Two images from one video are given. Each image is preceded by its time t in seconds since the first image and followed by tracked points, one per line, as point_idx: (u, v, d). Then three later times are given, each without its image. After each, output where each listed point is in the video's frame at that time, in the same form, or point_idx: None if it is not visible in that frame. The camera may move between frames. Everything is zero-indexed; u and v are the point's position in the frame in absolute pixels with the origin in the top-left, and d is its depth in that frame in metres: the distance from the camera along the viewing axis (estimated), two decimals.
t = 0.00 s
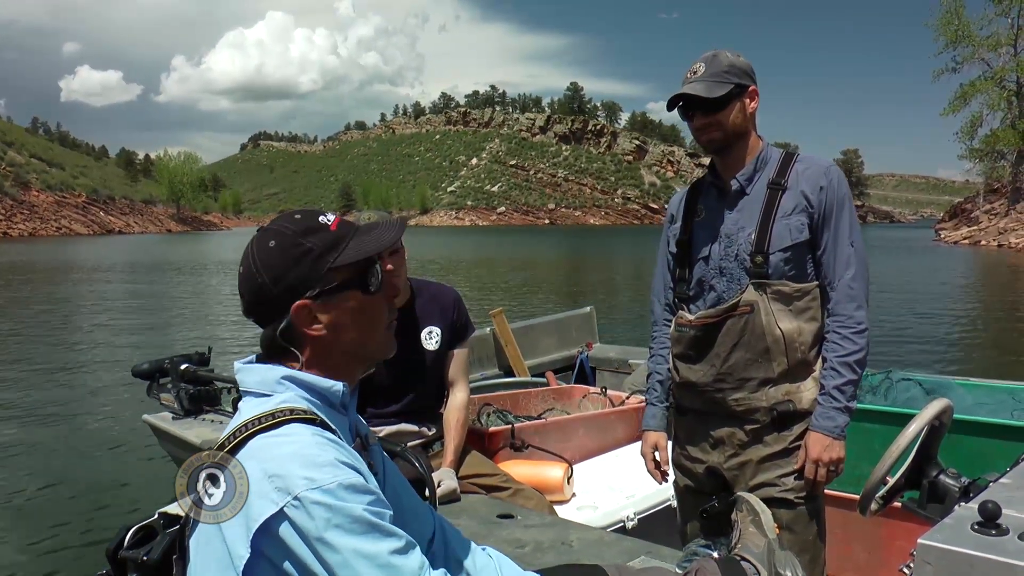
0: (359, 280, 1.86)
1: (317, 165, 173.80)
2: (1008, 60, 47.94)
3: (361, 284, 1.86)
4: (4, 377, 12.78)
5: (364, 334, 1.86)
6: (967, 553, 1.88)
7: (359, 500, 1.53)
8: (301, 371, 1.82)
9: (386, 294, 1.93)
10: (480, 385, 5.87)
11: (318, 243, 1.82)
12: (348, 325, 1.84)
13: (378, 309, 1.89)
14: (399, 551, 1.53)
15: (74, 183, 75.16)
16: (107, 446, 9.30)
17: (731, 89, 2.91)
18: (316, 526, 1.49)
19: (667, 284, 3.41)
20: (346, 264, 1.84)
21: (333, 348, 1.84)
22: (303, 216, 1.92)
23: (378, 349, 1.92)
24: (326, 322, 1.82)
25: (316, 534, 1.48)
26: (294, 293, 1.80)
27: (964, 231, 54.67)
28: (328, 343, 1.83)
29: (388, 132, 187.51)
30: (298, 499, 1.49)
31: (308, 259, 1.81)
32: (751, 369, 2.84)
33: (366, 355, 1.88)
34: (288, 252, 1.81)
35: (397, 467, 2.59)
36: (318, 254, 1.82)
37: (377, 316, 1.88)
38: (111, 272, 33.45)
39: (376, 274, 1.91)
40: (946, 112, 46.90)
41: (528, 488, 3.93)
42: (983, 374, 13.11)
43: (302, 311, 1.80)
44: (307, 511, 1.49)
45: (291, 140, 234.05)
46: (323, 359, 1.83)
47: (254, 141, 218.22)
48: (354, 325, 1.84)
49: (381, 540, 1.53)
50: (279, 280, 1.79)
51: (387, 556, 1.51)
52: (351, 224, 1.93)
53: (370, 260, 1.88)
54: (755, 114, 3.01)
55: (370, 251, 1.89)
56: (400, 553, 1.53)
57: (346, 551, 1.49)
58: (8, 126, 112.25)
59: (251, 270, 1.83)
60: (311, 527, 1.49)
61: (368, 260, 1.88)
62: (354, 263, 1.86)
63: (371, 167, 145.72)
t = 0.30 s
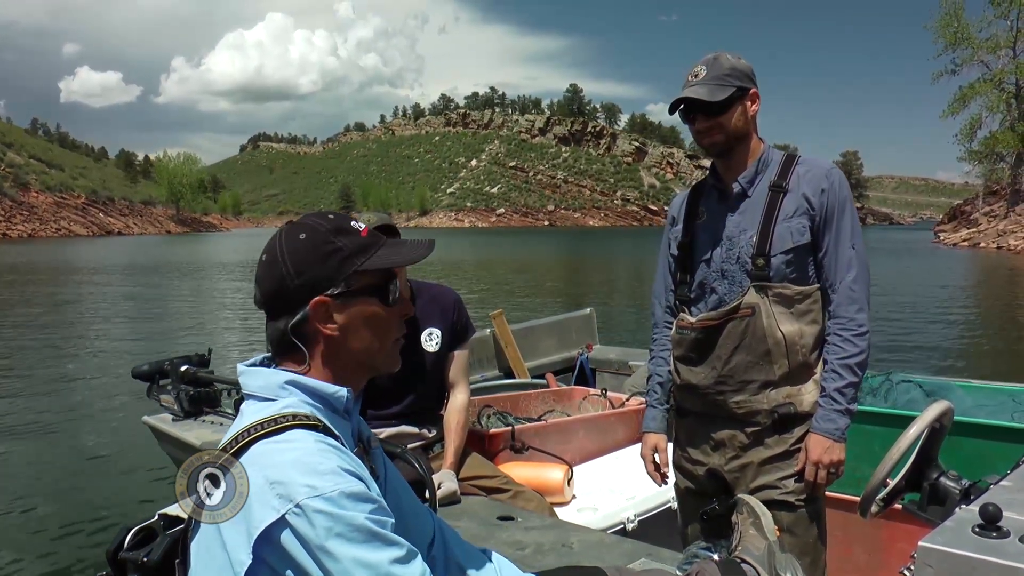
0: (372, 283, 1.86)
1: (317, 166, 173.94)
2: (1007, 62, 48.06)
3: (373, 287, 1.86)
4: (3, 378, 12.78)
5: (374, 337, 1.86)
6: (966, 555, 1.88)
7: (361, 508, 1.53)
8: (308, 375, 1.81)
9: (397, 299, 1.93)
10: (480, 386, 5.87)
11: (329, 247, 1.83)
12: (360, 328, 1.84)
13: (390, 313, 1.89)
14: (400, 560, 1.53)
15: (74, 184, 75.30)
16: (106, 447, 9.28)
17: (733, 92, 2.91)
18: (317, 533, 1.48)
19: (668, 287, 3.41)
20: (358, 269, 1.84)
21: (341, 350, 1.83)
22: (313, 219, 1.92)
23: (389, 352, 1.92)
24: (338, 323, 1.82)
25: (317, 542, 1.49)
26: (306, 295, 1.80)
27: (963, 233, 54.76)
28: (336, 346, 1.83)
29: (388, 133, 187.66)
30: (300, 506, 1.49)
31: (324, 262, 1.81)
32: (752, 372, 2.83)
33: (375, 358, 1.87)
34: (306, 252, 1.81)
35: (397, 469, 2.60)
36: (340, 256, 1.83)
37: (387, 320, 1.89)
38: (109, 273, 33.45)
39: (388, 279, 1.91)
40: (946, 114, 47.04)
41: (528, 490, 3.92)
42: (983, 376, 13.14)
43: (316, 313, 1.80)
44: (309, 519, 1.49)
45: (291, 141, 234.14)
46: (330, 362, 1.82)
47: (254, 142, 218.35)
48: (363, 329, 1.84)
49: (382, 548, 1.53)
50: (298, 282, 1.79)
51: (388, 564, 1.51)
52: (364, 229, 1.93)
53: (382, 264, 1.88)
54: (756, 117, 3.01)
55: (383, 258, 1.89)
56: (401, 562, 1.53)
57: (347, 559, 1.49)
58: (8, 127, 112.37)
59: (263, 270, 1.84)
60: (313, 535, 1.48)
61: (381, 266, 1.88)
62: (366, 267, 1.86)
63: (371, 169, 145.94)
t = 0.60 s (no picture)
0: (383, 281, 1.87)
1: (317, 166, 173.90)
2: (1006, 62, 48.14)
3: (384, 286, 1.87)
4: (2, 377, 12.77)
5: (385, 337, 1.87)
6: (965, 556, 1.88)
7: (366, 506, 1.53)
8: (319, 373, 1.80)
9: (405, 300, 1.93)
10: (479, 386, 5.87)
11: (365, 245, 1.85)
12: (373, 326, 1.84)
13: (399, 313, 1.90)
14: (405, 559, 1.53)
15: (74, 183, 75.35)
16: (106, 447, 9.25)
17: (733, 93, 2.91)
18: (324, 531, 1.48)
19: (669, 288, 3.41)
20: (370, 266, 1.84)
21: (352, 348, 1.83)
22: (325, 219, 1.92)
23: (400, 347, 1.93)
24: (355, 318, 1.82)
25: (324, 539, 1.48)
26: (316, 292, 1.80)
27: (962, 234, 54.85)
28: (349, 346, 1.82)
29: (388, 133, 187.62)
30: (307, 504, 1.49)
31: (344, 258, 1.81)
32: (751, 373, 2.84)
33: (383, 356, 1.88)
34: (341, 250, 1.81)
35: (398, 468, 2.61)
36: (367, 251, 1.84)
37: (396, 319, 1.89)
38: (108, 273, 33.41)
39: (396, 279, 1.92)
40: (945, 114, 47.10)
41: (529, 490, 3.92)
42: (981, 377, 13.15)
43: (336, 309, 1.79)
44: (315, 516, 1.48)
45: (291, 141, 234.10)
46: (341, 357, 1.81)
47: (253, 142, 218.28)
48: (376, 327, 1.84)
49: (388, 547, 1.52)
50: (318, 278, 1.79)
51: (392, 563, 1.50)
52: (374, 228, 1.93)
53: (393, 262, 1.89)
54: (755, 118, 3.01)
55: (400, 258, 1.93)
56: (405, 563, 1.52)
57: (351, 558, 1.48)
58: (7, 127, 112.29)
59: (281, 265, 1.84)
60: (319, 534, 1.48)
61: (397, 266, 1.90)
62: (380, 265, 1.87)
63: (371, 169, 145.92)
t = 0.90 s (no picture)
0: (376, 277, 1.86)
1: (317, 167, 173.92)
2: (1005, 63, 48.23)
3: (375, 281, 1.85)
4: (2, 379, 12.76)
5: (380, 336, 1.86)
6: (965, 556, 1.88)
7: (369, 501, 1.53)
8: (313, 371, 1.81)
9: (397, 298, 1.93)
10: (479, 387, 5.87)
11: (340, 242, 1.84)
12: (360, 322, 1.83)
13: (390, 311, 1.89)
14: (408, 554, 1.53)
15: (74, 185, 75.32)
16: (107, 450, 9.20)
17: (730, 92, 2.91)
18: (327, 526, 1.48)
19: (668, 288, 3.41)
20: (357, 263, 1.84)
21: (347, 346, 1.83)
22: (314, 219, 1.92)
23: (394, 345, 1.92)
24: (341, 313, 1.81)
25: (328, 535, 1.48)
26: (306, 289, 1.80)
27: (961, 234, 54.95)
28: (339, 342, 1.82)
29: (388, 134, 187.65)
30: (309, 498, 1.49)
31: (321, 255, 1.81)
32: (751, 373, 2.84)
33: (378, 353, 1.87)
34: (308, 250, 1.81)
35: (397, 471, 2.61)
36: (343, 246, 1.82)
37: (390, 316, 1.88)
38: (107, 274, 33.38)
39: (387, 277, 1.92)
40: (945, 114, 47.17)
41: (529, 491, 3.92)
42: (981, 377, 13.17)
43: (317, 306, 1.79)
44: (319, 511, 1.48)
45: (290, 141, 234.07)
46: (333, 353, 1.82)
47: (252, 142, 218.21)
48: (366, 329, 1.84)
49: (390, 541, 1.52)
50: (301, 278, 1.79)
51: (396, 559, 1.50)
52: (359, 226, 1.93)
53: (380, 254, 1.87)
54: (753, 117, 3.01)
55: (383, 249, 1.89)
56: (407, 557, 1.53)
57: (355, 552, 1.48)
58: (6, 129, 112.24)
59: (265, 265, 1.84)
60: (321, 528, 1.48)
61: (380, 260, 1.86)
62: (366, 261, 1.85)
63: (370, 169, 145.97)
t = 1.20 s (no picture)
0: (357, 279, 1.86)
1: (316, 168, 173.90)
2: (1004, 62, 48.27)
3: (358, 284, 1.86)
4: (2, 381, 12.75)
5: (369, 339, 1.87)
6: (966, 556, 1.88)
7: (361, 503, 1.53)
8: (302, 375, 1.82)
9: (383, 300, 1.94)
10: (479, 388, 5.87)
11: (313, 246, 1.84)
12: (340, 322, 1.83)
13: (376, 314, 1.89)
14: (400, 555, 1.53)
15: (73, 186, 75.23)
16: (103, 452, 9.18)
17: (726, 93, 2.91)
18: (317, 530, 1.48)
19: (666, 289, 3.41)
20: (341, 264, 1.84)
21: (337, 348, 1.83)
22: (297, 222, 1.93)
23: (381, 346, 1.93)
24: (321, 317, 1.81)
25: (317, 538, 1.48)
26: (288, 294, 1.81)
27: (961, 232, 55.03)
28: (323, 347, 1.82)
29: (387, 135, 187.59)
30: (300, 503, 1.49)
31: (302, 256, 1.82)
32: (750, 373, 2.84)
33: (367, 352, 1.87)
34: (288, 253, 1.82)
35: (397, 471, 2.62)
36: (317, 251, 1.83)
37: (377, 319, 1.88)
38: (106, 276, 33.30)
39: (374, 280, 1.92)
40: (944, 113, 47.23)
41: (528, 492, 3.92)
42: (981, 376, 13.17)
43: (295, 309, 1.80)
44: (308, 516, 1.49)
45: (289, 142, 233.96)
46: (321, 356, 1.82)
47: (251, 144, 217.94)
48: (353, 329, 1.84)
49: (384, 543, 1.52)
50: (282, 277, 1.80)
51: (389, 560, 1.50)
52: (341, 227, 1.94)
53: (357, 252, 1.88)
54: (750, 117, 3.01)
55: (356, 247, 1.89)
56: (402, 558, 1.53)
57: (347, 554, 1.48)
58: (5, 130, 112.13)
59: (245, 272, 1.85)
60: (313, 533, 1.48)
61: (357, 262, 1.87)
62: (347, 264, 1.85)
63: (370, 170, 145.94)
